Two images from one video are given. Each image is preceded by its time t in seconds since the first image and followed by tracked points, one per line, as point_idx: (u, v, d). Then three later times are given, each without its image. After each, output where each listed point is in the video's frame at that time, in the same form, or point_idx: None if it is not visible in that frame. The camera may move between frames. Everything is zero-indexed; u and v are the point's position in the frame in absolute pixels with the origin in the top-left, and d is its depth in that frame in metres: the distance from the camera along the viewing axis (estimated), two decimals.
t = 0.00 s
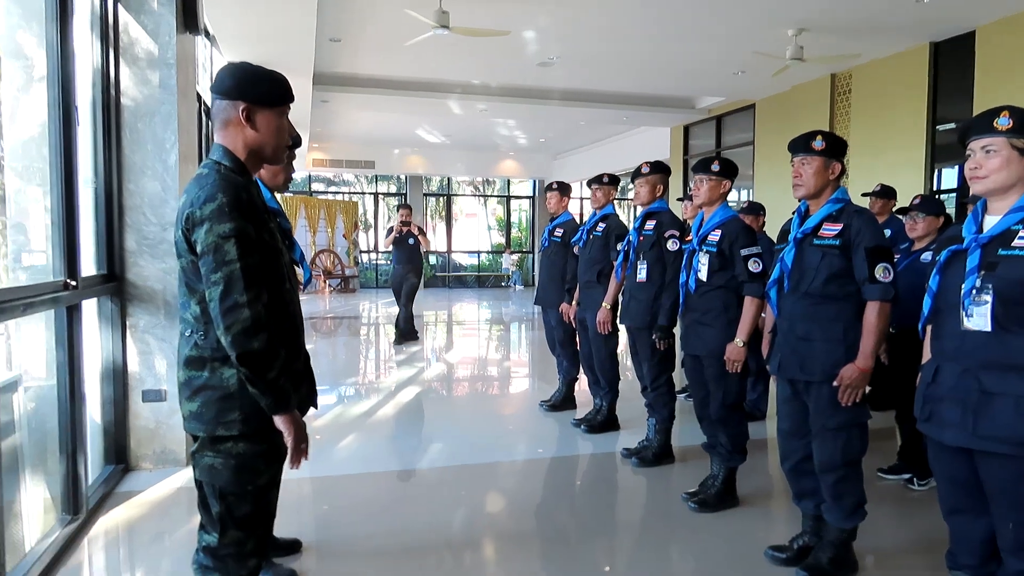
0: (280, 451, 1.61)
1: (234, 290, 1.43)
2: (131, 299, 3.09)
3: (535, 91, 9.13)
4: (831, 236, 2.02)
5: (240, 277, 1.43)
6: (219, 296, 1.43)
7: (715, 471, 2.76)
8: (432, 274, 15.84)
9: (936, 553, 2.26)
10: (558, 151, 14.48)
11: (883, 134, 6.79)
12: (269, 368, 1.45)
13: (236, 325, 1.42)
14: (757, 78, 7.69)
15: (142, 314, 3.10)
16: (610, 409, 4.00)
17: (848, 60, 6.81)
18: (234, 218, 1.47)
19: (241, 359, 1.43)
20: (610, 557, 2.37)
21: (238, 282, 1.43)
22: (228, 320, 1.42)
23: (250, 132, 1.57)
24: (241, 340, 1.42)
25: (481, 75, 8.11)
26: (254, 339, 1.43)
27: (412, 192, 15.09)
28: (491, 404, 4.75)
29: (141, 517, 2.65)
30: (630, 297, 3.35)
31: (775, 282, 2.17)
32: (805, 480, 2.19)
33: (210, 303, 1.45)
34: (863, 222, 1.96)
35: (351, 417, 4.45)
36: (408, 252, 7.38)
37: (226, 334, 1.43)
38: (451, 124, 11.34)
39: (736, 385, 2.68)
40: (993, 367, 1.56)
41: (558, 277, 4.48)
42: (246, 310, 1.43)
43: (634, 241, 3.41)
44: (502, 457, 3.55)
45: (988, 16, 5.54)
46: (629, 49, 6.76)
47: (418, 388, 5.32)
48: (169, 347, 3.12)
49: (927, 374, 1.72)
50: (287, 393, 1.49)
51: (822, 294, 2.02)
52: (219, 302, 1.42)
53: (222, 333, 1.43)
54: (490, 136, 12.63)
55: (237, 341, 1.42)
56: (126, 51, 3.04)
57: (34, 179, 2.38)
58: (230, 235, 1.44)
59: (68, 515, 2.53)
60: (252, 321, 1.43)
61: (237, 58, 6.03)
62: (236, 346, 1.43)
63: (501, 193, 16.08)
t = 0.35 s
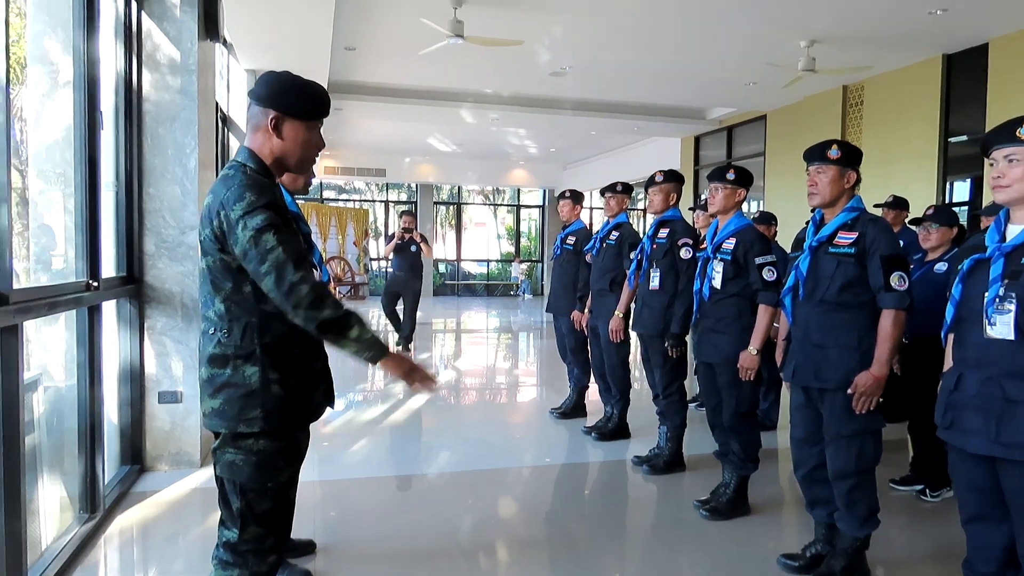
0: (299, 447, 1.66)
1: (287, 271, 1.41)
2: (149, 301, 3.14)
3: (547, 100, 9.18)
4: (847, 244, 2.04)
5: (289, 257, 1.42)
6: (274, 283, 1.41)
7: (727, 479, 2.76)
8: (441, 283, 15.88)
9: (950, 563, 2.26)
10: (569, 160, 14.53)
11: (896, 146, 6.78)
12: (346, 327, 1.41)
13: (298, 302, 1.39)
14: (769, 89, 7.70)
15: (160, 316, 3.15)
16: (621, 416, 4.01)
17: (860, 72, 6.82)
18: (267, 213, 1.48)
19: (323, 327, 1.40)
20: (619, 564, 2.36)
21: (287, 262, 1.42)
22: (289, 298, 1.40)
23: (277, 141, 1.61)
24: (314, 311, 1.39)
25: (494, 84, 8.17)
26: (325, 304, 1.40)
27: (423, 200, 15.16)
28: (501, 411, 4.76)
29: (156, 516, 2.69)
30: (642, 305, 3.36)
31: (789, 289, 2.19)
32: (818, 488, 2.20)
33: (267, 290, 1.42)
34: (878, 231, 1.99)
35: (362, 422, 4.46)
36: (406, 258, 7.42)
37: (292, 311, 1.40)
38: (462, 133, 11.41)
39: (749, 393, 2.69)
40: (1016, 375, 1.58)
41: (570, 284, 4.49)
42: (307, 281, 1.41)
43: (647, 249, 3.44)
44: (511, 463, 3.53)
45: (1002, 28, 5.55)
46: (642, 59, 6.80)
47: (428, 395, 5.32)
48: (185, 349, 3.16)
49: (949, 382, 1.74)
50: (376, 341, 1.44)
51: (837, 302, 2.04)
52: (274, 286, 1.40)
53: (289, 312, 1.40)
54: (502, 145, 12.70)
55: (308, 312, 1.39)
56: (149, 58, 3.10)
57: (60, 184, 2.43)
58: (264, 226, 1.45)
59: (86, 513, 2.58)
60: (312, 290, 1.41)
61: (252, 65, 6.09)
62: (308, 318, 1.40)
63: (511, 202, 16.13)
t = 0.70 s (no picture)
0: (292, 450, 1.65)
1: (311, 226, 1.38)
2: (136, 306, 3.11)
3: (534, 106, 9.21)
4: (833, 249, 2.07)
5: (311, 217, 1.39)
6: (302, 241, 1.37)
7: (714, 482, 2.78)
8: (428, 288, 15.84)
9: (935, 564, 2.29)
10: (556, 166, 14.58)
11: (879, 153, 6.88)
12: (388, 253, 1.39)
13: (334, 246, 1.35)
14: (754, 97, 7.79)
15: (147, 322, 3.12)
16: (609, 420, 4.02)
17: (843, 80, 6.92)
18: (275, 195, 1.47)
19: (365, 256, 1.36)
20: (608, 567, 2.36)
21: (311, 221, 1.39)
22: (324, 247, 1.35)
23: (264, 143, 1.61)
24: (351, 245, 1.36)
25: (481, 90, 8.19)
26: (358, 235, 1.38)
27: (410, 206, 15.13)
28: (489, 416, 4.76)
29: (143, 523, 2.66)
30: (631, 309, 3.39)
31: (776, 292, 2.22)
32: (804, 490, 2.22)
33: (297, 252, 1.37)
34: (863, 235, 2.02)
35: (350, 427, 4.43)
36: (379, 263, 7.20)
37: (331, 258, 1.35)
38: (449, 139, 11.42)
39: (736, 396, 2.72)
40: (1007, 377, 1.62)
41: (559, 289, 4.50)
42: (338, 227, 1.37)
43: (635, 254, 3.46)
44: (498, 467, 3.53)
45: (982, 38, 5.65)
46: (629, 66, 6.85)
47: (415, 400, 5.31)
48: (173, 354, 3.13)
49: (940, 383, 1.77)
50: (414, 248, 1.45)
51: (823, 305, 2.07)
52: (304, 243, 1.36)
53: (328, 260, 1.35)
54: (489, 151, 12.72)
55: (349, 251, 1.36)
56: (137, 62, 3.08)
57: (46, 189, 2.41)
58: (273, 202, 1.44)
59: (71, 520, 2.55)
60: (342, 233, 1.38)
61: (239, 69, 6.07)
62: (350, 257, 1.36)
63: (498, 208, 16.15)
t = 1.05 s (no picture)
0: (275, 453, 1.64)
1: (288, 204, 1.38)
2: (111, 310, 3.05)
3: (514, 110, 9.23)
4: (809, 251, 2.11)
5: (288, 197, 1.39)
6: (284, 222, 1.37)
7: (693, 482, 2.81)
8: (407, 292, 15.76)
9: (910, 562, 2.34)
10: (536, 170, 14.62)
11: (853, 158, 7.01)
12: (364, 206, 1.39)
13: (317, 220, 1.36)
14: (732, 102, 7.88)
15: (122, 325, 3.07)
16: (589, 422, 4.03)
17: (819, 86, 7.03)
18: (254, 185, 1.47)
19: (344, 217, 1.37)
20: (589, 569, 2.37)
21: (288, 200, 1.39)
22: (308, 224, 1.35)
23: (247, 143, 1.59)
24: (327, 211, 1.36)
25: (462, 93, 8.19)
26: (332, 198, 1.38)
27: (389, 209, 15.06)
28: (469, 419, 4.75)
29: (117, 529, 2.61)
30: (610, 311, 3.41)
31: (754, 295, 2.25)
32: (782, 490, 2.25)
33: (283, 235, 1.37)
34: (839, 237, 2.06)
35: (330, 431, 4.39)
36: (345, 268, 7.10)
37: (317, 232, 1.35)
38: (429, 142, 11.39)
39: (715, 397, 2.75)
40: (983, 377, 1.66)
41: (539, 292, 4.52)
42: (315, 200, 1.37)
43: (615, 256, 3.48)
44: (478, 470, 3.53)
45: (953, 46, 5.79)
46: (609, 70, 6.89)
47: (395, 404, 5.28)
48: (149, 358, 3.09)
49: (916, 383, 1.80)
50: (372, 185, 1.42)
51: (800, 307, 2.11)
52: (289, 225, 1.36)
53: (317, 234, 1.36)
54: (469, 154, 12.72)
55: (333, 218, 1.36)
56: (113, 62, 3.03)
57: (19, 190, 2.36)
58: (252, 190, 1.43)
59: (44, 527, 2.49)
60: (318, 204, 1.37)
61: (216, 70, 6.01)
62: (336, 223, 1.36)
63: (478, 211, 16.15)
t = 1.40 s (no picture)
0: (253, 449, 1.62)
1: (257, 192, 1.40)
2: (85, 306, 3.00)
3: (495, 106, 9.21)
4: (786, 248, 2.13)
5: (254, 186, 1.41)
6: (257, 211, 1.39)
7: (673, 477, 2.83)
8: (387, 288, 15.67)
9: (884, 554, 2.38)
10: (516, 167, 14.61)
11: (829, 157, 7.11)
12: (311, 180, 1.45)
13: (288, 206, 1.40)
14: (711, 100, 7.95)
15: (97, 321, 3.01)
16: (569, 418, 4.04)
17: (796, 85, 7.12)
18: (229, 175, 1.47)
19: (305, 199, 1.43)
20: (568, 564, 2.38)
21: (254, 190, 1.40)
22: (281, 216, 1.39)
23: (236, 139, 1.56)
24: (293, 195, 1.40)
25: (442, 89, 8.15)
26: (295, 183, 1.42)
27: (368, 206, 14.96)
28: (449, 416, 4.74)
29: (92, 528, 2.57)
30: (591, 308, 3.42)
31: (732, 291, 2.28)
32: (759, 484, 2.28)
33: (260, 229, 1.40)
34: (815, 235, 2.09)
35: (309, 428, 4.36)
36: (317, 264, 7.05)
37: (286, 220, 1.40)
38: (409, 138, 11.33)
39: (694, 393, 2.77)
40: (952, 371, 1.69)
41: (519, 288, 4.52)
42: (279, 188, 1.40)
43: (595, 253, 3.50)
44: (458, 467, 3.53)
45: (927, 46, 5.89)
46: (589, 67, 6.91)
47: (374, 401, 5.25)
48: (124, 355, 3.04)
49: (890, 376, 1.84)
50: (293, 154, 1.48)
51: (778, 303, 2.13)
52: (265, 220, 1.38)
53: (290, 222, 1.41)
54: (449, 150, 12.67)
55: (298, 204, 1.41)
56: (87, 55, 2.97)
57: None
58: (225, 180, 1.44)
59: (17, 527, 2.43)
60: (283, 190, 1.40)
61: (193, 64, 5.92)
62: (301, 207, 1.42)
63: (458, 208, 16.10)
